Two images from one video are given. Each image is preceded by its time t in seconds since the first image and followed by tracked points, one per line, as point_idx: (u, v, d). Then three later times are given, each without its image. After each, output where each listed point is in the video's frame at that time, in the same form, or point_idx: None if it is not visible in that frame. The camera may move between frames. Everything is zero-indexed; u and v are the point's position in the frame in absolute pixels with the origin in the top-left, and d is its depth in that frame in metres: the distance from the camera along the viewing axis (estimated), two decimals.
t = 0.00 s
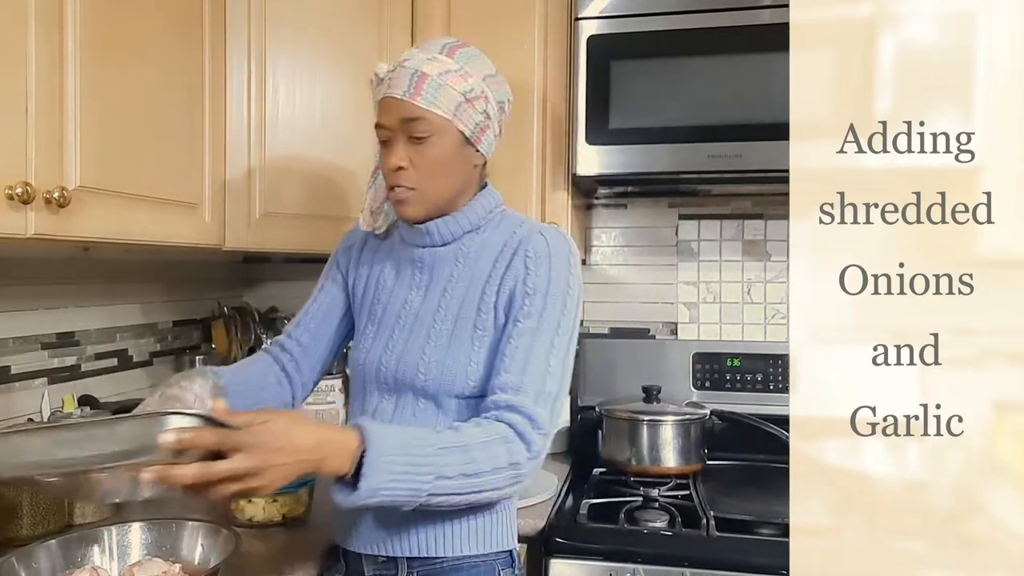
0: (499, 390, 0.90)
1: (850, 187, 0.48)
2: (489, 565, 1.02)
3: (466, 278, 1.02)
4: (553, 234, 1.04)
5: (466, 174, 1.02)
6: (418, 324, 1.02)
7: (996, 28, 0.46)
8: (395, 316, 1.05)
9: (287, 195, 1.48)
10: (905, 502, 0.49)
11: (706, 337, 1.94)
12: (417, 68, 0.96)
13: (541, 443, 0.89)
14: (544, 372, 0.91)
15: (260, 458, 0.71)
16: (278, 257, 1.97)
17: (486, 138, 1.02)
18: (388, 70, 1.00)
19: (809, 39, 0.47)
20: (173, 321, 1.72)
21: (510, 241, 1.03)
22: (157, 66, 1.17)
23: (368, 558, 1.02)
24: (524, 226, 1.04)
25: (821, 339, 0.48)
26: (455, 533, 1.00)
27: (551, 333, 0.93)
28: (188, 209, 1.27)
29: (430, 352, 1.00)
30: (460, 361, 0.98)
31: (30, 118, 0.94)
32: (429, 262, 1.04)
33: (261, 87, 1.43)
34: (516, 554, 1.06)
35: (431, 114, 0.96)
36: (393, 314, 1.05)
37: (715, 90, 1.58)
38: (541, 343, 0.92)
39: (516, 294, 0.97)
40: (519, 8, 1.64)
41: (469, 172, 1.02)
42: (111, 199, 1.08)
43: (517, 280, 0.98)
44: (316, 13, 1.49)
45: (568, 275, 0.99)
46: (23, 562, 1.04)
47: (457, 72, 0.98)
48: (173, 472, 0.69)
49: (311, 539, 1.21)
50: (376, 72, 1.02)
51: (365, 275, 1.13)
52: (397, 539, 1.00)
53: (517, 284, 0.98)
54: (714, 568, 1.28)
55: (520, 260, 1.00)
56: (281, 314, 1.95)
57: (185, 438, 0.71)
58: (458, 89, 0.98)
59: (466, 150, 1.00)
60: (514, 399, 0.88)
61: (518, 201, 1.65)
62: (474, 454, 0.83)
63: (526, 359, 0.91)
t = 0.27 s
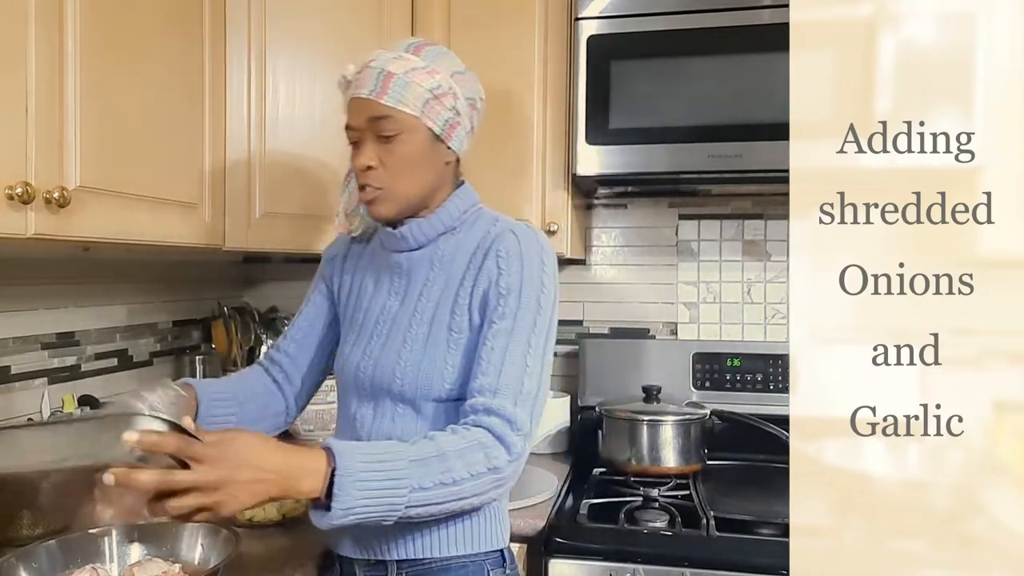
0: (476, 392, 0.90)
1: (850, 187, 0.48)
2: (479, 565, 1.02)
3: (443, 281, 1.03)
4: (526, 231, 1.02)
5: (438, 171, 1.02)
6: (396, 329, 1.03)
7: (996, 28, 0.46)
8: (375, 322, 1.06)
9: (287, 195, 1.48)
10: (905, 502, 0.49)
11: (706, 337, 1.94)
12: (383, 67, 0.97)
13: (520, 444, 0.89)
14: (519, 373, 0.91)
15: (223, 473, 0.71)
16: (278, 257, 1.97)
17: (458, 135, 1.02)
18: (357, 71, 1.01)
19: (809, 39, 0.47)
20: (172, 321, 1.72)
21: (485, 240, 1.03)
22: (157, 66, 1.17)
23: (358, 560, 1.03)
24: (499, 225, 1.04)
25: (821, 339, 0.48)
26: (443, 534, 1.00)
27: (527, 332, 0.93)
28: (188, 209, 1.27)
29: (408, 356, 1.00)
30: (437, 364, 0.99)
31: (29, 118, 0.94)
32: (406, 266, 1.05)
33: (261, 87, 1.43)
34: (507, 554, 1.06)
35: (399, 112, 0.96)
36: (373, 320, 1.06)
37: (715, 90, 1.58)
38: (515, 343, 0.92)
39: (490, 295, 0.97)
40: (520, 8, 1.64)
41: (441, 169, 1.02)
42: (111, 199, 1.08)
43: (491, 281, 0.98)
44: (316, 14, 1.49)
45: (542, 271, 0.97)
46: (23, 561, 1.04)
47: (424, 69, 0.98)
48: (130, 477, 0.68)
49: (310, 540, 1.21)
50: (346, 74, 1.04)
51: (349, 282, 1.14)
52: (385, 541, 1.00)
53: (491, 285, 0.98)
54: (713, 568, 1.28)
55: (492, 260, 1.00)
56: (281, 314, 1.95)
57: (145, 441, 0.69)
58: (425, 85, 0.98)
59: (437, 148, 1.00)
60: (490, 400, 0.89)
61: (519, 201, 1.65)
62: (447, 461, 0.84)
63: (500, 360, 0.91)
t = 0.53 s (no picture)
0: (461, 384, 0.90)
1: (851, 187, 0.48)
2: (478, 564, 1.02)
3: (429, 279, 1.03)
4: (509, 222, 1.02)
5: (414, 169, 1.02)
6: (386, 329, 1.03)
7: (996, 28, 0.46)
8: (365, 324, 1.06)
9: (287, 195, 1.48)
10: (905, 502, 0.49)
11: (706, 337, 1.94)
12: (350, 70, 0.97)
13: (506, 434, 0.89)
14: (505, 364, 0.91)
15: (198, 465, 0.71)
16: (278, 257, 1.97)
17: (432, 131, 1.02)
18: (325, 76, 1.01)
19: (809, 39, 0.47)
20: (173, 321, 1.72)
21: (469, 234, 1.03)
22: (156, 66, 1.17)
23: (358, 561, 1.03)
24: (482, 219, 1.04)
25: (822, 339, 0.48)
26: (441, 534, 1.00)
27: (511, 322, 0.93)
28: (188, 209, 1.27)
29: (397, 355, 1.00)
30: (425, 361, 0.99)
31: (29, 118, 0.94)
32: (393, 267, 1.05)
33: (260, 87, 1.43)
34: (507, 553, 1.06)
35: (368, 114, 0.96)
36: (363, 321, 1.06)
37: (715, 90, 1.58)
38: (498, 334, 0.92)
39: (473, 288, 0.97)
40: (520, 8, 1.64)
41: (418, 167, 1.02)
42: (111, 199, 1.08)
43: (474, 274, 0.98)
44: (316, 14, 1.49)
45: (524, 261, 0.97)
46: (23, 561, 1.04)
47: (390, 69, 0.98)
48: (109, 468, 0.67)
49: (310, 540, 1.21)
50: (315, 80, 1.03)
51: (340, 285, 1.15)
52: (385, 544, 1.00)
53: (475, 277, 0.98)
54: (714, 569, 1.28)
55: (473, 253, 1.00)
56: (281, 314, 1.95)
57: (113, 432, 0.68)
58: (392, 85, 0.97)
59: (412, 146, 1.00)
60: (476, 391, 0.89)
61: (519, 202, 1.66)
62: (430, 451, 0.84)
63: (483, 352, 0.91)
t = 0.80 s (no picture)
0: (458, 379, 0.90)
1: (850, 187, 0.48)
2: (476, 565, 1.02)
3: (425, 279, 1.03)
4: (505, 222, 1.02)
5: (409, 170, 1.01)
6: (384, 330, 1.03)
7: (996, 28, 0.46)
8: (363, 325, 1.06)
9: (287, 195, 1.48)
10: (905, 502, 0.49)
11: (706, 337, 1.94)
12: (342, 74, 0.96)
13: (501, 430, 0.88)
14: (501, 360, 0.91)
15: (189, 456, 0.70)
16: (278, 257, 1.97)
17: (424, 132, 1.01)
18: (317, 81, 1.00)
19: (809, 39, 0.47)
20: (173, 321, 1.72)
21: (465, 233, 1.03)
22: (156, 66, 1.17)
23: (357, 561, 1.03)
24: (479, 219, 1.04)
25: (821, 339, 0.48)
26: (439, 535, 1.00)
27: (507, 319, 0.93)
28: (188, 209, 1.27)
29: (395, 355, 1.00)
30: (423, 361, 0.99)
31: (29, 119, 0.95)
32: (390, 268, 1.05)
33: (260, 87, 1.43)
34: (506, 554, 1.06)
35: (361, 118, 0.96)
36: (361, 322, 1.06)
37: (714, 90, 1.58)
38: (495, 330, 0.92)
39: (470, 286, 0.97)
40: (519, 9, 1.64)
41: (412, 168, 1.02)
42: (111, 199, 1.08)
43: (470, 273, 0.98)
44: (316, 14, 1.49)
45: (520, 259, 0.97)
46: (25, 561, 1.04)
47: (382, 72, 0.97)
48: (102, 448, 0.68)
49: (309, 539, 1.21)
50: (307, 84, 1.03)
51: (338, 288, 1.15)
52: (385, 544, 1.00)
53: (471, 273, 0.98)
54: (714, 569, 1.28)
55: (470, 252, 1.00)
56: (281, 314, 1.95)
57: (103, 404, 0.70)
58: (384, 88, 0.97)
59: (405, 149, 1.00)
60: (472, 387, 0.88)
61: (520, 202, 1.66)
62: (424, 443, 0.83)
63: (481, 348, 0.91)
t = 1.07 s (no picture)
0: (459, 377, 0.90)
1: (850, 187, 0.48)
2: (476, 565, 1.02)
3: (427, 279, 1.03)
4: (505, 222, 1.02)
5: (414, 169, 1.02)
6: (384, 330, 1.03)
7: (995, 28, 0.46)
8: (365, 325, 1.06)
9: (287, 195, 1.48)
10: (905, 502, 0.49)
11: (706, 337, 1.94)
12: (348, 74, 0.97)
13: (503, 427, 0.88)
14: (502, 358, 0.91)
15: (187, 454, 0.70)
16: (278, 257, 1.98)
17: (428, 133, 1.02)
18: (321, 81, 1.01)
19: (808, 39, 0.47)
20: (173, 321, 1.72)
21: (466, 234, 1.03)
22: (156, 66, 1.17)
23: (358, 561, 1.03)
24: (480, 219, 1.04)
25: (821, 339, 0.48)
26: (439, 534, 1.00)
27: (508, 317, 0.93)
28: (188, 209, 1.27)
29: (395, 355, 1.00)
30: (424, 361, 0.99)
31: (30, 119, 0.95)
32: (392, 268, 1.06)
33: (260, 87, 1.43)
34: (505, 554, 1.06)
35: (367, 117, 0.96)
36: (362, 322, 1.06)
37: (714, 90, 1.58)
38: (497, 328, 0.92)
39: (471, 285, 0.97)
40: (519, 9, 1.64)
41: (417, 168, 1.02)
42: (111, 199, 1.08)
43: (471, 272, 0.98)
44: (316, 14, 1.49)
45: (521, 258, 0.97)
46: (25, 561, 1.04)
47: (387, 72, 0.98)
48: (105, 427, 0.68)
49: (309, 539, 1.21)
50: (310, 84, 1.03)
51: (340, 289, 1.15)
52: (385, 544, 1.00)
53: (471, 272, 0.98)
54: (714, 569, 1.28)
55: (471, 252, 1.00)
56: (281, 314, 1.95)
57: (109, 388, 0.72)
58: (390, 88, 0.97)
59: (410, 148, 1.00)
60: (474, 384, 0.88)
61: (519, 201, 1.66)
62: (427, 435, 0.83)
63: (482, 345, 0.91)
